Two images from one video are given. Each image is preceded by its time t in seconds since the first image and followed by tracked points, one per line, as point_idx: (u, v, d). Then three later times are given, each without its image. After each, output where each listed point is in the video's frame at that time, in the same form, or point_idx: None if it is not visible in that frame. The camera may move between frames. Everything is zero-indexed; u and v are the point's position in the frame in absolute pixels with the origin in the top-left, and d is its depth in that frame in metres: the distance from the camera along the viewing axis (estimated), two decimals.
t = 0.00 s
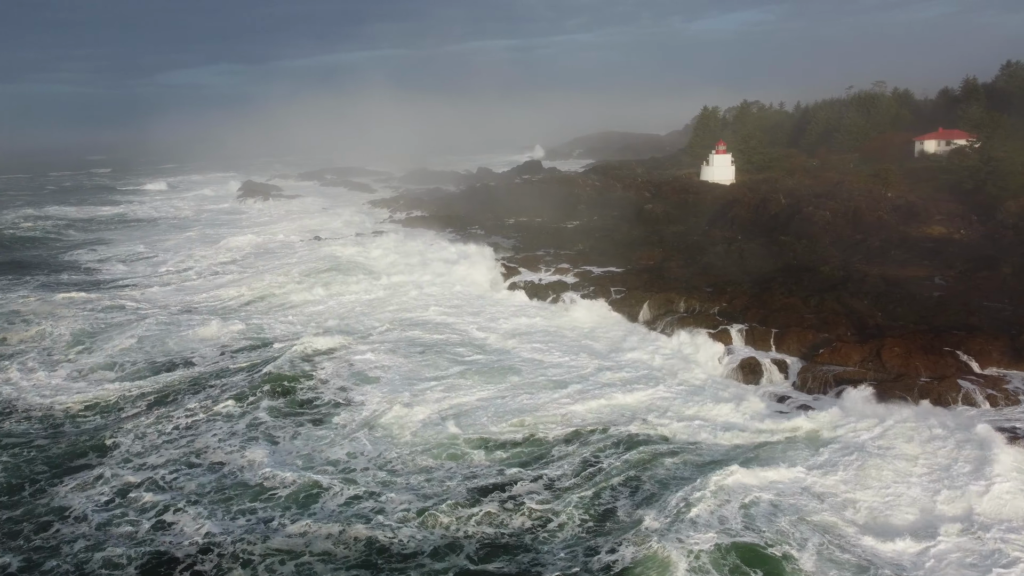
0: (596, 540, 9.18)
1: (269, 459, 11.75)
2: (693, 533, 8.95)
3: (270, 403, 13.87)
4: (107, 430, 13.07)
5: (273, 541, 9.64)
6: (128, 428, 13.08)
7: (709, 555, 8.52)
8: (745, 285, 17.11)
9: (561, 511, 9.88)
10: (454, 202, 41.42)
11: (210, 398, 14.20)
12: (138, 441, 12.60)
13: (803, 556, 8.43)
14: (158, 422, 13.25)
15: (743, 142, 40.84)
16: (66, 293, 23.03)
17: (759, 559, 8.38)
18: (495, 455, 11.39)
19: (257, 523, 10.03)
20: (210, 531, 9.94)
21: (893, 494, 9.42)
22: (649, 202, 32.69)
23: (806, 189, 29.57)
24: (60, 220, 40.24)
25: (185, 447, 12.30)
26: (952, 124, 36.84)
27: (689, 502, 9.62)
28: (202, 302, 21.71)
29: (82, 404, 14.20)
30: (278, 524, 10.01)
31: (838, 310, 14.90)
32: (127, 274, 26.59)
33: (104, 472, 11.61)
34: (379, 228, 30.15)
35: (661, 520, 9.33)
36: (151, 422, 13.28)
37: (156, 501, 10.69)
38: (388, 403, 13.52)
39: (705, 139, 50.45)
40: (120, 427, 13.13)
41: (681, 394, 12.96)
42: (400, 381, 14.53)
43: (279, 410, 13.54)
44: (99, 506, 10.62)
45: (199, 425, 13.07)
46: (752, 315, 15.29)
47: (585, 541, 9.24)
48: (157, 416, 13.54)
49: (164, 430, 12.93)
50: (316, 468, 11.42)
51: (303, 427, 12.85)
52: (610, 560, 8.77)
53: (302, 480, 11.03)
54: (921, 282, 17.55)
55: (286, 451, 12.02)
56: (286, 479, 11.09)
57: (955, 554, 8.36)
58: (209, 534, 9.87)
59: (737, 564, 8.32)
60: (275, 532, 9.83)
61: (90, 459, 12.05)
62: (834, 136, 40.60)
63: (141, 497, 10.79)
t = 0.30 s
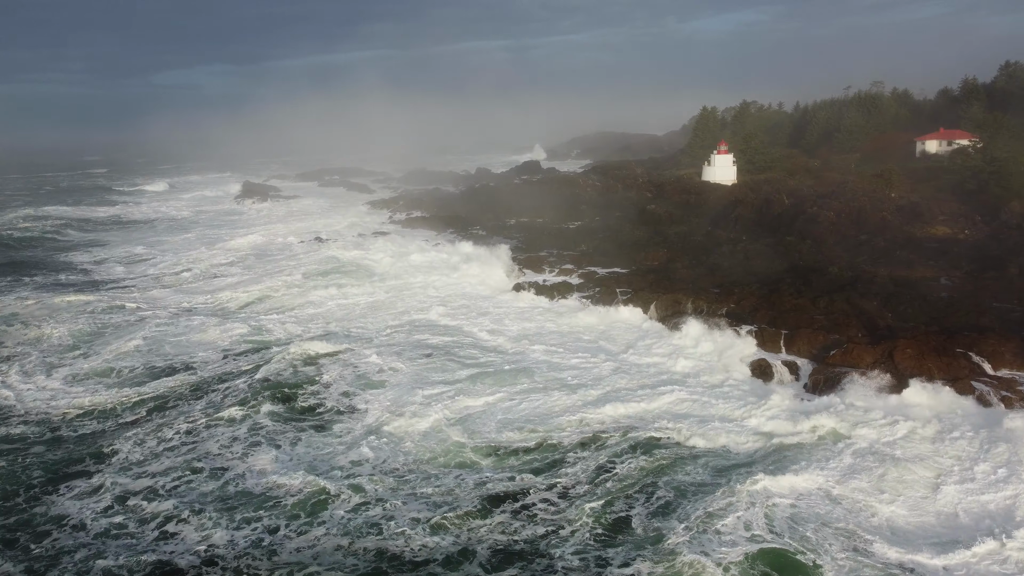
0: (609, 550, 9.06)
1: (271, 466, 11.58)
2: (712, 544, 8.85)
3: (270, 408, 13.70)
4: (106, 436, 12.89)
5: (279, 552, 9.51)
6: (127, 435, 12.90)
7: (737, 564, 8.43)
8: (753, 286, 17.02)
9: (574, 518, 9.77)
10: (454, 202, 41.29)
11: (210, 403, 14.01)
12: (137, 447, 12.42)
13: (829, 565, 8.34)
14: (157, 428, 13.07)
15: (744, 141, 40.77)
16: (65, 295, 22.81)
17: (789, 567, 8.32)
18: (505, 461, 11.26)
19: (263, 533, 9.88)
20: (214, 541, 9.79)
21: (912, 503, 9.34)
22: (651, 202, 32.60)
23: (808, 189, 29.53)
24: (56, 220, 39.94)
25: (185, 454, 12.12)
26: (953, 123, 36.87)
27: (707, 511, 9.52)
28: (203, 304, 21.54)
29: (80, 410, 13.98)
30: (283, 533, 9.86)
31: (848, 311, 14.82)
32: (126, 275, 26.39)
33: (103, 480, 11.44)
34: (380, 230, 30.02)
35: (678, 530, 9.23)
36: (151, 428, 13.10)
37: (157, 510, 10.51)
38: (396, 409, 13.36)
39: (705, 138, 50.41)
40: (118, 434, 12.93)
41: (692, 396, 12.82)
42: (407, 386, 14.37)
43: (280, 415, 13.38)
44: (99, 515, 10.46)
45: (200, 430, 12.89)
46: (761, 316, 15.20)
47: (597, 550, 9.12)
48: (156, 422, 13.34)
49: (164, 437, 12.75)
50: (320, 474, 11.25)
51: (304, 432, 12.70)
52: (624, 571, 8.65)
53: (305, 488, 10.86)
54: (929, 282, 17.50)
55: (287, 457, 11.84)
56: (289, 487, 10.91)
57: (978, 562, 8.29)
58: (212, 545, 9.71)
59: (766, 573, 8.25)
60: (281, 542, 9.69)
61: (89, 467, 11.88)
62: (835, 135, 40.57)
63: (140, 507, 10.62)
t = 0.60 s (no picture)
0: (621, 559, 8.92)
1: (272, 473, 11.39)
2: (730, 553, 8.73)
3: (271, 413, 13.51)
4: (104, 443, 12.67)
5: (285, 564, 9.33)
6: (124, 441, 12.69)
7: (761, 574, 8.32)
8: (760, 287, 16.90)
9: (586, 527, 9.62)
10: (453, 203, 41.08)
11: (210, 409, 13.81)
12: (135, 455, 12.21)
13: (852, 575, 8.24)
14: (155, 435, 12.86)
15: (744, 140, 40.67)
16: (62, 296, 22.52)
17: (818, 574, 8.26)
18: (515, 467, 11.11)
19: (266, 544, 9.70)
20: (216, 552, 9.61)
21: (932, 510, 9.24)
22: (652, 203, 32.49)
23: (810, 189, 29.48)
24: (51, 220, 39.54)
25: (184, 461, 11.92)
26: (953, 123, 36.91)
27: (723, 519, 9.40)
28: (204, 306, 21.32)
29: (78, 416, 13.75)
30: (289, 544, 9.68)
31: (858, 312, 14.72)
32: (124, 277, 26.11)
33: (100, 488, 11.24)
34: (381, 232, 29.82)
35: (692, 538, 9.11)
36: (149, 435, 12.89)
37: (157, 520, 10.33)
38: (402, 414, 13.19)
39: (704, 137, 50.33)
40: (115, 441, 12.73)
41: (702, 398, 12.69)
42: (413, 390, 14.18)
43: (281, 421, 13.19)
44: (96, 525, 10.26)
45: (199, 437, 12.70)
46: (770, 318, 15.08)
47: (608, 560, 8.97)
48: (155, 428, 13.14)
49: (163, 444, 12.55)
50: (324, 481, 11.07)
51: (305, 438, 12.51)
52: None
53: (309, 496, 10.68)
54: (935, 283, 17.43)
55: (288, 464, 11.65)
56: (291, 496, 10.73)
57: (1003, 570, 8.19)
58: (214, 557, 9.53)
59: None
60: (286, 553, 9.51)
61: (86, 474, 11.69)
62: (835, 135, 40.55)
63: (139, 516, 10.43)
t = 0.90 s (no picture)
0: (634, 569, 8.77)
1: (273, 481, 11.19)
2: (747, 561, 8.62)
3: (273, 419, 13.32)
4: (100, 449, 12.45)
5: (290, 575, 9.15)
6: (121, 448, 12.48)
7: None
8: (767, 288, 16.80)
9: (600, 534, 9.47)
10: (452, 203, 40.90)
11: (210, 414, 13.61)
12: (132, 462, 12.01)
13: None
14: (153, 442, 12.65)
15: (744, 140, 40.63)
16: (59, 298, 22.25)
17: None
18: (527, 474, 10.94)
19: (270, 555, 9.52)
20: (218, 562, 9.42)
21: (951, 515, 9.15)
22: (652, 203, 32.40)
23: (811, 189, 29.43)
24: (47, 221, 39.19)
25: (183, 469, 11.72)
26: (952, 123, 36.94)
27: (739, 526, 9.28)
28: (204, 308, 21.09)
29: (76, 421, 13.51)
30: (293, 554, 9.50)
31: (867, 313, 14.63)
32: (123, 278, 25.85)
33: (96, 496, 11.03)
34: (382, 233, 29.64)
35: (708, 546, 8.98)
36: (145, 441, 12.67)
37: (157, 529, 10.14)
38: (410, 418, 13.02)
39: (704, 136, 50.24)
40: (112, 447, 12.51)
41: (713, 401, 12.57)
42: (419, 394, 14.01)
43: (282, 427, 13.00)
44: (93, 534, 10.06)
45: (198, 444, 12.50)
46: (779, 319, 14.97)
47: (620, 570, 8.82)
48: (153, 434, 12.93)
49: (162, 450, 12.34)
50: (328, 489, 10.88)
51: (306, 445, 12.31)
52: None
53: (313, 505, 10.50)
54: (943, 283, 17.37)
55: (289, 472, 11.46)
56: (294, 505, 10.54)
57: None
58: (215, 567, 9.34)
59: None
60: (291, 565, 9.33)
61: (83, 481, 11.48)
62: (835, 135, 40.54)
63: (137, 525, 10.23)
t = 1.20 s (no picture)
0: None
1: (274, 489, 11.03)
2: (762, 570, 8.52)
3: (274, 425, 13.14)
4: (96, 455, 12.24)
5: None
6: (117, 454, 12.26)
7: None
8: (773, 288, 16.72)
9: (611, 543, 9.33)
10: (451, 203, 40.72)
11: (209, 420, 13.42)
12: (130, 468, 11.81)
13: None
14: (151, 447, 12.45)
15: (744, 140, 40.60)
16: (57, 299, 21.99)
17: None
18: (536, 481, 10.79)
19: (273, 566, 9.35)
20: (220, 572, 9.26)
21: (968, 521, 9.05)
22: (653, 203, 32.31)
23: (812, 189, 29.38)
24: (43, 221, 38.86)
25: (182, 476, 11.53)
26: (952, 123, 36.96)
27: (753, 534, 9.17)
28: (204, 309, 20.88)
29: (73, 426, 13.29)
30: (298, 564, 9.35)
31: (875, 314, 14.56)
32: (121, 279, 25.60)
33: (92, 502, 10.83)
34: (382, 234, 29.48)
35: (721, 554, 8.88)
36: (143, 447, 12.47)
37: (156, 537, 9.96)
38: (417, 423, 12.87)
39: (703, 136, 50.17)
40: (108, 452, 12.31)
41: (724, 406, 12.44)
42: (425, 399, 13.85)
43: (283, 433, 12.82)
44: (90, 542, 9.86)
45: (196, 450, 12.31)
46: (786, 321, 14.88)
47: None
48: (150, 440, 12.73)
49: (160, 457, 12.14)
50: (331, 497, 10.73)
51: (308, 452, 12.13)
52: None
53: (317, 514, 10.33)
54: (949, 284, 17.32)
55: (291, 479, 11.30)
56: (297, 514, 10.37)
57: None
58: None
59: None
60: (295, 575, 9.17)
61: (79, 487, 11.27)
62: (835, 135, 40.51)
63: (135, 533, 10.04)
